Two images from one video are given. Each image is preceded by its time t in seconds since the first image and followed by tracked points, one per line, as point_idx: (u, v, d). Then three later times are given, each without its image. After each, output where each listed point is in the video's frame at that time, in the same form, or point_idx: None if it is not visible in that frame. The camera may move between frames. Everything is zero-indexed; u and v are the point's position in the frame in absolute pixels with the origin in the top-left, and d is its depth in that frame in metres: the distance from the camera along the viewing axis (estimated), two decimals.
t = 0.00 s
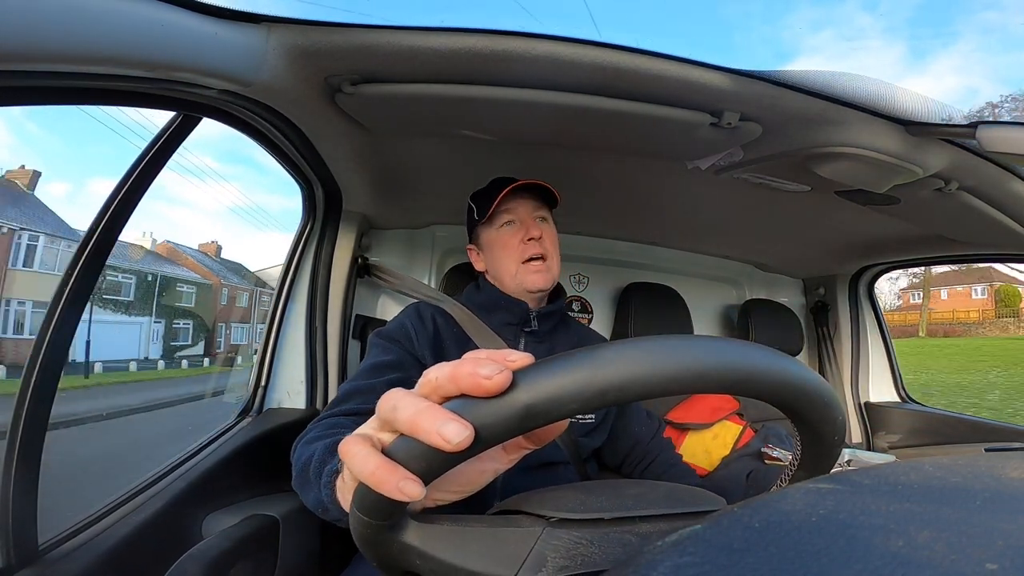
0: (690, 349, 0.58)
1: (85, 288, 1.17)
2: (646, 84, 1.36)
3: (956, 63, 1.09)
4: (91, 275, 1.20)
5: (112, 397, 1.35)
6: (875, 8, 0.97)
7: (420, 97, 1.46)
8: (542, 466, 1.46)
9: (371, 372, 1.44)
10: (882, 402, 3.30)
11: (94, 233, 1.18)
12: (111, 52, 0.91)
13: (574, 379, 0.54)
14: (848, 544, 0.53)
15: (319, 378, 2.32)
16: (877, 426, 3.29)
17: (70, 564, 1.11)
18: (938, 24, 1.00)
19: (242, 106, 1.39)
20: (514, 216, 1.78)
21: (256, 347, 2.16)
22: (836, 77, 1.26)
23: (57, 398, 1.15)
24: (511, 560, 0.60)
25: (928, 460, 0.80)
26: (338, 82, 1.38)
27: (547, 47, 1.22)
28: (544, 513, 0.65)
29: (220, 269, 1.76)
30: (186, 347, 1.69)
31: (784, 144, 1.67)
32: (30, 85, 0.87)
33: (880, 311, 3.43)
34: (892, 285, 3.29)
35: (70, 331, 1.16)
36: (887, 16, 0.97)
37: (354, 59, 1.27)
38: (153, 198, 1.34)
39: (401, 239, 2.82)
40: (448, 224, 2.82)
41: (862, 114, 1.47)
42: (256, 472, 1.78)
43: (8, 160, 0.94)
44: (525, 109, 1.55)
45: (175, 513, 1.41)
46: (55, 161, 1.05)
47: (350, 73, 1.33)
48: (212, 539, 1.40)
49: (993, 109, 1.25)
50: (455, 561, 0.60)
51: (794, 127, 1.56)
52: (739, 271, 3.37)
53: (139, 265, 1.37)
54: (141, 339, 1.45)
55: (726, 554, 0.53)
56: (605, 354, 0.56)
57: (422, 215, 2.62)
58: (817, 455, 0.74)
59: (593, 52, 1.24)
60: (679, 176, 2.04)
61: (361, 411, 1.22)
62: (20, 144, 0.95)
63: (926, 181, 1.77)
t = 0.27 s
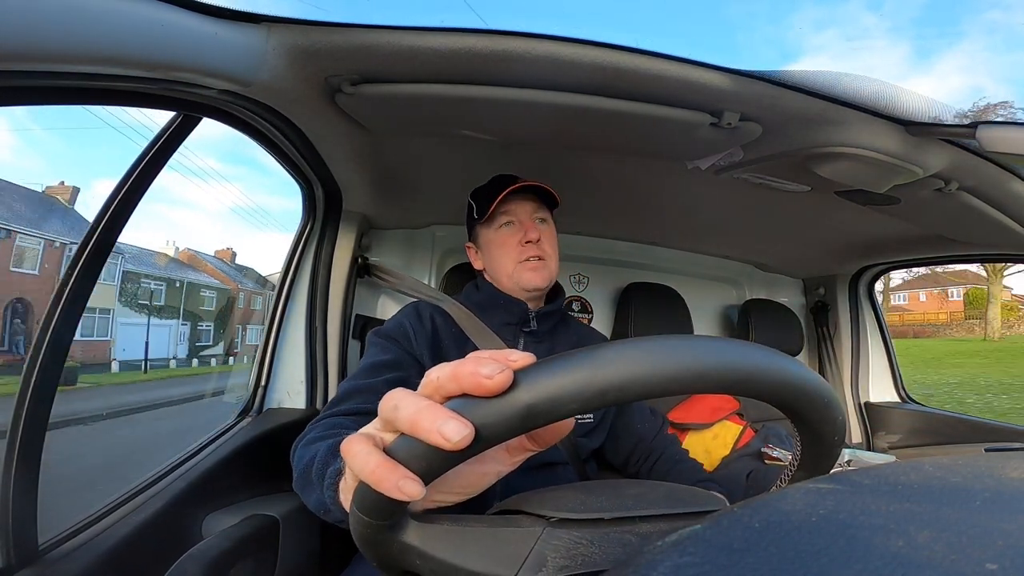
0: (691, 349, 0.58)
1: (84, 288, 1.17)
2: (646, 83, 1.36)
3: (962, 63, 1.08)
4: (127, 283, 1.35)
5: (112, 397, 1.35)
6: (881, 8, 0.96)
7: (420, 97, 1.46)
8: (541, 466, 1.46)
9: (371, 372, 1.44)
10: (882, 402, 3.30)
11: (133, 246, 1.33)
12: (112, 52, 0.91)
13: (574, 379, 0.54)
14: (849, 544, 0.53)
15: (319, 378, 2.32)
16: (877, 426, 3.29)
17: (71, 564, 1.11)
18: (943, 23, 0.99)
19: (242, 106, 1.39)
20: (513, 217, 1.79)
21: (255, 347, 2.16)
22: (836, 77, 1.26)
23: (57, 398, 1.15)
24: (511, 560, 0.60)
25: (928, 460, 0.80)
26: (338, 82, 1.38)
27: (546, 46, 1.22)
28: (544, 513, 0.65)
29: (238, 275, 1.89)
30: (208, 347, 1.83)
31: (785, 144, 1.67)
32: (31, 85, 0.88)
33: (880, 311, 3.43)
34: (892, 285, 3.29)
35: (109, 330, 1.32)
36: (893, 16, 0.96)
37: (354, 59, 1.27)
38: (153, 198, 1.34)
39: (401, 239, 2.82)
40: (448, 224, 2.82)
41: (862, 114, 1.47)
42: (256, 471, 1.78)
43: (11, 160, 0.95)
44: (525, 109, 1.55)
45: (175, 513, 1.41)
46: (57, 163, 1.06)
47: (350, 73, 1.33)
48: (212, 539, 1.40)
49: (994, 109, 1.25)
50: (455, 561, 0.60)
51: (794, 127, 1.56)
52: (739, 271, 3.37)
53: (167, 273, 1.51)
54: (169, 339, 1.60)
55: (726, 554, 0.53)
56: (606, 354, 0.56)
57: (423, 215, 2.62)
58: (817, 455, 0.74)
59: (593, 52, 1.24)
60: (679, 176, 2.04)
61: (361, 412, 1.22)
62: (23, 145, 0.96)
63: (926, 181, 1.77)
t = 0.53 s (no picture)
0: (690, 349, 0.58)
1: (84, 289, 1.17)
2: (646, 83, 1.35)
3: (965, 63, 1.08)
4: (157, 290, 1.49)
5: (112, 398, 1.35)
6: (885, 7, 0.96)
7: (420, 97, 1.45)
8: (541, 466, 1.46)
9: (371, 371, 1.44)
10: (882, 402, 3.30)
11: (162, 256, 1.46)
12: (112, 52, 0.91)
13: (573, 379, 0.54)
14: (849, 544, 0.53)
15: (320, 378, 2.32)
16: (877, 426, 3.29)
17: (71, 564, 1.11)
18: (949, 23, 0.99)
19: (242, 107, 1.39)
20: (521, 219, 1.78)
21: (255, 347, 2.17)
22: (836, 77, 1.25)
23: (57, 399, 1.15)
24: (510, 560, 0.60)
25: (928, 460, 0.80)
26: (338, 82, 1.38)
27: (546, 46, 1.22)
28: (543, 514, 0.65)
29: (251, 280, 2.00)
30: (225, 347, 1.95)
31: (785, 144, 1.67)
32: (31, 85, 0.88)
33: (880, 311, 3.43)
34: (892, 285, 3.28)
35: (142, 333, 1.46)
36: (897, 14, 0.96)
37: (354, 59, 1.27)
38: (152, 199, 1.34)
39: (401, 239, 2.82)
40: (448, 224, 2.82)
41: (861, 114, 1.46)
42: (256, 471, 1.78)
43: (14, 162, 0.96)
44: (525, 109, 1.55)
45: (175, 513, 1.41)
46: (57, 163, 1.06)
47: (349, 73, 1.33)
48: (212, 540, 1.40)
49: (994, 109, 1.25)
50: (455, 561, 0.60)
51: (794, 127, 1.56)
52: (739, 271, 3.37)
53: (189, 278, 1.63)
54: (191, 341, 1.72)
55: (725, 554, 0.53)
56: (605, 354, 0.56)
57: (423, 215, 2.62)
58: (817, 455, 0.74)
59: (593, 52, 1.24)
60: (679, 176, 2.04)
61: (362, 412, 1.22)
62: (26, 146, 0.96)
63: (926, 181, 1.77)
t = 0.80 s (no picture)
0: (688, 350, 0.58)
1: (84, 288, 1.17)
2: (647, 83, 1.36)
3: (967, 63, 1.08)
4: (184, 296, 1.61)
5: (113, 398, 1.35)
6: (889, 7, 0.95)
7: (420, 97, 1.45)
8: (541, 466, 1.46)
9: (372, 374, 1.43)
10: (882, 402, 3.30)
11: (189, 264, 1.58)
12: (112, 52, 0.91)
13: (571, 378, 0.54)
14: (849, 544, 0.53)
15: (320, 379, 2.32)
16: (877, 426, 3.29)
17: (71, 564, 1.11)
18: (951, 21, 0.99)
19: (242, 107, 1.39)
20: (523, 219, 1.78)
21: (255, 348, 2.17)
22: (836, 77, 1.25)
23: (57, 399, 1.15)
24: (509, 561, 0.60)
25: (928, 460, 0.80)
26: (338, 82, 1.38)
27: (546, 47, 1.22)
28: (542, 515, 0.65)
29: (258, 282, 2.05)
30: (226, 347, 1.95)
31: (785, 144, 1.67)
32: (30, 84, 0.87)
33: (880, 311, 3.43)
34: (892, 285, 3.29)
35: (171, 335, 1.59)
36: (900, 14, 0.95)
37: (354, 59, 1.27)
38: (152, 201, 1.34)
39: (401, 239, 2.82)
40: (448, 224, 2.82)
41: (862, 114, 1.46)
42: (256, 472, 1.78)
43: (15, 163, 0.97)
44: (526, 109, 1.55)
45: (175, 513, 1.41)
46: (58, 164, 1.07)
47: (350, 73, 1.33)
48: (212, 540, 1.40)
49: (994, 109, 1.25)
50: (454, 562, 0.60)
51: (794, 127, 1.56)
52: (739, 271, 3.37)
53: (208, 284, 1.74)
54: (214, 342, 1.85)
55: (725, 554, 0.53)
56: (603, 354, 0.56)
57: (423, 215, 2.63)
58: (817, 454, 0.74)
59: (593, 52, 1.24)
60: (679, 176, 2.04)
61: (364, 415, 1.22)
62: (27, 147, 0.97)
63: (926, 181, 1.77)
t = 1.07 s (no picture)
0: (688, 350, 0.58)
1: (84, 288, 1.17)
2: (647, 83, 1.35)
3: (968, 62, 1.08)
4: (205, 300, 1.74)
5: (112, 398, 1.35)
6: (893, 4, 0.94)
7: (420, 97, 1.45)
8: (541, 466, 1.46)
9: (372, 377, 1.43)
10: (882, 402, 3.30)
11: (210, 270, 1.71)
12: (112, 52, 0.91)
13: (571, 379, 0.54)
14: (849, 544, 0.53)
15: (320, 379, 2.32)
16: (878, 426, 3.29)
17: (70, 564, 1.11)
18: (955, 19, 0.98)
19: (242, 107, 1.39)
20: (528, 227, 1.78)
21: (255, 348, 2.16)
22: (836, 77, 1.25)
23: (57, 399, 1.15)
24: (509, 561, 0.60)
25: (928, 460, 0.80)
26: (338, 82, 1.38)
27: (545, 46, 1.22)
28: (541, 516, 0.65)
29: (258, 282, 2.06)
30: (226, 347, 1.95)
31: (785, 144, 1.67)
32: (30, 84, 0.88)
33: (880, 311, 3.43)
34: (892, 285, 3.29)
35: (194, 335, 1.73)
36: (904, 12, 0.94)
37: (354, 59, 1.27)
38: (153, 202, 1.35)
39: (401, 239, 2.82)
40: (448, 224, 2.82)
41: (862, 114, 1.46)
42: (256, 472, 1.78)
43: (18, 163, 0.98)
44: (526, 109, 1.55)
45: (175, 513, 1.41)
46: (61, 165, 1.07)
47: (350, 73, 1.33)
48: (212, 540, 1.40)
49: (994, 108, 1.25)
50: (454, 562, 0.60)
51: (794, 127, 1.56)
52: (739, 271, 3.37)
53: (225, 287, 1.85)
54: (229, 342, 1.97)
55: (725, 554, 0.53)
56: (603, 355, 0.56)
57: (423, 215, 2.63)
58: (817, 454, 0.75)
59: (592, 52, 1.24)
60: (679, 176, 2.04)
61: (365, 415, 1.22)
62: (29, 148, 0.98)
63: (926, 181, 1.77)
